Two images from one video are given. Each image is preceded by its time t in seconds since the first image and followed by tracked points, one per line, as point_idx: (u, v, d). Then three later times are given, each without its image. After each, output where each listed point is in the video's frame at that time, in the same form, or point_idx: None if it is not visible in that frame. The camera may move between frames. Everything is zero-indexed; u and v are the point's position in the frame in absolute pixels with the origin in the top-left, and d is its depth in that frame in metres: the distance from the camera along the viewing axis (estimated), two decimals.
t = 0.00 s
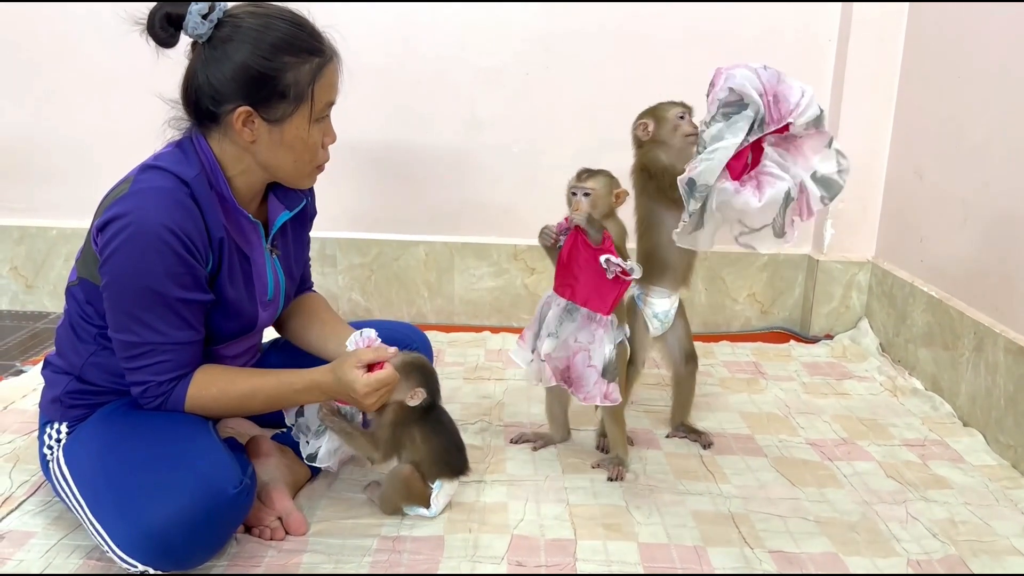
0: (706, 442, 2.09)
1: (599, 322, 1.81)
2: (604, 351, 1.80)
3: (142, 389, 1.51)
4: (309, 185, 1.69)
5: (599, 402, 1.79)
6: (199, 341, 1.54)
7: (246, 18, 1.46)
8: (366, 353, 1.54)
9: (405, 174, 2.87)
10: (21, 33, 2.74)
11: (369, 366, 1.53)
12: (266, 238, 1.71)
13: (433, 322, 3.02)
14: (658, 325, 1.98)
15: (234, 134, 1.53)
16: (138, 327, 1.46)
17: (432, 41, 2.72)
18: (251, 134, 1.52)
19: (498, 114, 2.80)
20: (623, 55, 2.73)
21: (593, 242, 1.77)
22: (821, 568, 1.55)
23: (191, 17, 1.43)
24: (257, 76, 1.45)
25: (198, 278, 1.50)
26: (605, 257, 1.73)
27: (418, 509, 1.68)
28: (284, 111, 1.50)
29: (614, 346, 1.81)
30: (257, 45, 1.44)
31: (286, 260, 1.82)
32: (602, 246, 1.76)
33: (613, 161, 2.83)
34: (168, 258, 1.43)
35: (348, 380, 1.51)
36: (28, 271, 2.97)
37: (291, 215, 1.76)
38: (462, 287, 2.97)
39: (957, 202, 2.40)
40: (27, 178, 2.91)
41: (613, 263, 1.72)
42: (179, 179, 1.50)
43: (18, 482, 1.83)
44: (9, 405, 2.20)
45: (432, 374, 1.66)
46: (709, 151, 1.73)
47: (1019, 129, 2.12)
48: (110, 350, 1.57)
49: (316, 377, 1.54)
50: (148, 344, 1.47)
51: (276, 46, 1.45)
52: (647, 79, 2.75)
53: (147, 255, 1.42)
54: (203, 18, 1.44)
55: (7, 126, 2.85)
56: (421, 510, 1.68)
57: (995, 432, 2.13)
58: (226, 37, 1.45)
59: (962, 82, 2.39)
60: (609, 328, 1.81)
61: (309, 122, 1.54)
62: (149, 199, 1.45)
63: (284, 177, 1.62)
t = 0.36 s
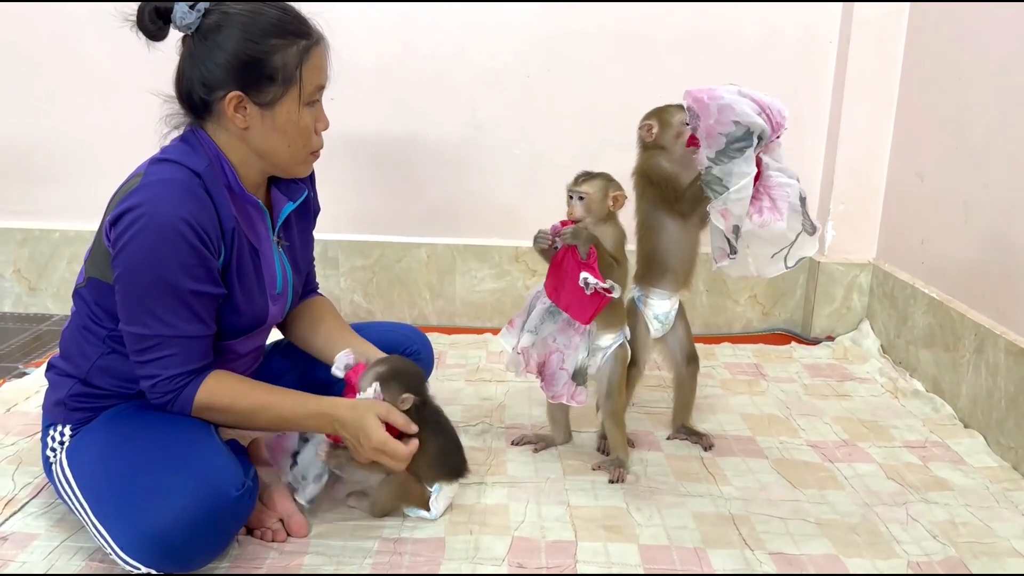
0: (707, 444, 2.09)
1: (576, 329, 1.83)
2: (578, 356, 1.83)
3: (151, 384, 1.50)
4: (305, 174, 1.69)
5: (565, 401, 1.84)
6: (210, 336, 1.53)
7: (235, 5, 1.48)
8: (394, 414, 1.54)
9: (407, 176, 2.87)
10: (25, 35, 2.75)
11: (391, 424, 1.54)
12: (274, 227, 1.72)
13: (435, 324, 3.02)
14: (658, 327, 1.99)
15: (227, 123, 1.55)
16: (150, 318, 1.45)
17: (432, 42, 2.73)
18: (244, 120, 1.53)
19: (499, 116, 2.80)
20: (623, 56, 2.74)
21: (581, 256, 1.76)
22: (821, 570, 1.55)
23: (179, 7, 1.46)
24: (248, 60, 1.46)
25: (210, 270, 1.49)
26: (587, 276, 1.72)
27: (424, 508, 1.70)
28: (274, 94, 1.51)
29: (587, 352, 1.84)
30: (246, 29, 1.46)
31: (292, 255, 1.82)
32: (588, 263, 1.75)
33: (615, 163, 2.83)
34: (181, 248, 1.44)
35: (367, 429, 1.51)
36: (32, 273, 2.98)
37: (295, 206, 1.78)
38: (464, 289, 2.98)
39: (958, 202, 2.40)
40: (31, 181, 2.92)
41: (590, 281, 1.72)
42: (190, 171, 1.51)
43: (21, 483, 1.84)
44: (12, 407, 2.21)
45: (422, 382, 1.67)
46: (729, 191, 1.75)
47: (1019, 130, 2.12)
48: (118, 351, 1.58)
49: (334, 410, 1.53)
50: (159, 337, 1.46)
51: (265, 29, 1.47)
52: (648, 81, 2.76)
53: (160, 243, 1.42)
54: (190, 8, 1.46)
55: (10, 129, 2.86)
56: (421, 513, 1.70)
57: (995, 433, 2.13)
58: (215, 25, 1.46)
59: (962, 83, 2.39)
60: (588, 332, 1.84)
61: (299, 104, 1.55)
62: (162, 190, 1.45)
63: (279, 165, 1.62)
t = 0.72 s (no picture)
0: (707, 445, 2.09)
1: (592, 329, 1.81)
2: (597, 357, 1.81)
3: (149, 370, 1.48)
4: (306, 167, 1.69)
5: (593, 408, 1.81)
6: (208, 322, 1.52)
7: None
8: (399, 376, 1.55)
9: (407, 178, 2.88)
10: (27, 38, 2.76)
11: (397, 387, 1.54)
12: (276, 222, 1.73)
13: (436, 325, 3.03)
14: (657, 328, 1.99)
15: (230, 112, 1.56)
16: (150, 299, 1.45)
17: (433, 44, 2.74)
18: (245, 109, 1.54)
19: (500, 119, 2.81)
20: (623, 58, 2.74)
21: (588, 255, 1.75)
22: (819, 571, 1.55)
23: None
24: (253, 49, 1.48)
25: (210, 253, 1.49)
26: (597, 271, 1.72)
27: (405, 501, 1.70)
28: (276, 84, 1.52)
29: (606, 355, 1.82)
30: (253, 20, 1.48)
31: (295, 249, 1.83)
32: (596, 261, 1.74)
33: (615, 164, 2.84)
34: (181, 228, 1.44)
35: (374, 389, 1.51)
36: (34, 276, 2.99)
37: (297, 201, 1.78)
38: (465, 291, 2.98)
39: (958, 204, 2.40)
40: (33, 183, 2.93)
41: (601, 277, 1.71)
42: (193, 156, 1.52)
43: (23, 485, 1.85)
44: (15, 409, 2.22)
45: (427, 352, 1.63)
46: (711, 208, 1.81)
47: (1018, 132, 2.13)
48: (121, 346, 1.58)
49: (335, 375, 1.53)
50: (157, 321, 1.46)
51: (270, 20, 1.49)
52: (649, 83, 2.77)
53: (162, 222, 1.43)
54: None
55: (13, 131, 2.87)
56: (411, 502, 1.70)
57: (995, 435, 2.13)
58: (221, 15, 1.49)
59: (962, 84, 2.40)
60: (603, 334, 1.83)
61: (300, 95, 1.55)
62: (164, 172, 1.47)
63: (279, 156, 1.62)
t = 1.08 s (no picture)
0: (707, 448, 2.09)
1: (595, 331, 1.81)
2: (599, 360, 1.81)
3: (160, 360, 1.47)
4: (304, 174, 1.69)
5: (591, 409, 1.81)
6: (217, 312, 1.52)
7: None
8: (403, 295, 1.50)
9: (409, 181, 2.89)
10: (31, 43, 2.78)
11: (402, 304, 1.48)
12: (278, 223, 1.74)
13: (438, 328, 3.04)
14: (653, 331, 1.96)
15: (234, 112, 1.56)
16: (156, 290, 1.45)
17: (434, 48, 2.75)
18: (249, 110, 1.55)
19: (502, 122, 2.82)
20: (624, 61, 2.75)
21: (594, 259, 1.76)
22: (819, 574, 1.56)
23: None
24: (260, 52, 1.49)
25: (214, 242, 1.50)
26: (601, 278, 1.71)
27: (467, 463, 1.59)
28: (281, 88, 1.52)
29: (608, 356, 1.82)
30: (264, 23, 1.49)
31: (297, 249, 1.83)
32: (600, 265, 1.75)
33: (616, 168, 2.84)
34: (184, 216, 1.45)
35: (380, 306, 1.46)
36: (37, 279, 3.01)
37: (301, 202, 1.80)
38: (467, 294, 2.99)
39: (958, 206, 2.41)
40: (37, 187, 2.94)
41: (605, 284, 1.70)
42: (196, 151, 1.53)
43: (26, 488, 1.86)
44: (18, 412, 2.23)
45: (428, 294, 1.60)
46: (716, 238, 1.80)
47: (1019, 135, 2.13)
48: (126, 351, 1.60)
49: (341, 308, 1.49)
50: (166, 311, 1.45)
51: (281, 25, 1.49)
52: (651, 86, 2.77)
53: (167, 213, 1.44)
54: None
55: (16, 135, 2.89)
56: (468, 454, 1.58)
57: (996, 438, 2.13)
58: (234, 15, 1.50)
59: (963, 87, 2.40)
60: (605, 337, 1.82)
61: (304, 103, 1.55)
62: (166, 164, 1.48)
63: (278, 160, 1.62)
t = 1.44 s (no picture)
0: (708, 448, 2.10)
1: (593, 329, 1.81)
2: (595, 358, 1.81)
3: (153, 371, 1.50)
4: (307, 179, 1.69)
5: (585, 406, 1.81)
6: (211, 322, 1.53)
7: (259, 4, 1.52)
8: (395, 347, 1.49)
9: (412, 182, 2.90)
10: (34, 44, 2.79)
11: (394, 359, 1.48)
12: (278, 227, 1.74)
13: (440, 328, 3.04)
14: (656, 331, 1.99)
15: (238, 118, 1.57)
16: (147, 300, 1.47)
17: (436, 49, 2.75)
18: (253, 116, 1.55)
19: (504, 123, 2.82)
20: (625, 63, 2.75)
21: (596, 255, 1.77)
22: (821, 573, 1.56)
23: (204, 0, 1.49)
24: (263, 57, 1.49)
25: (207, 253, 1.51)
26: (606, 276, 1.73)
27: (460, 478, 1.59)
28: (284, 94, 1.52)
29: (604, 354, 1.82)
30: (265, 29, 1.49)
31: (299, 252, 1.83)
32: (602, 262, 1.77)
33: (618, 168, 2.85)
34: (176, 228, 1.46)
35: (369, 365, 1.47)
36: (40, 279, 3.01)
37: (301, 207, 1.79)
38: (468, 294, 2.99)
39: (960, 207, 2.41)
40: (40, 188, 2.95)
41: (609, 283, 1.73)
42: (189, 160, 1.54)
43: (29, 488, 1.86)
44: (20, 412, 2.24)
45: (422, 330, 1.63)
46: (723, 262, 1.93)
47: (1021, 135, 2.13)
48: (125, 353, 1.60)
49: (333, 359, 1.51)
50: (159, 322, 1.47)
51: (282, 30, 1.50)
52: (652, 87, 2.77)
53: (157, 224, 1.45)
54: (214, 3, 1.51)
55: (19, 136, 2.89)
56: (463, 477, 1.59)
57: (998, 438, 2.13)
58: (236, 21, 1.50)
59: (964, 88, 2.40)
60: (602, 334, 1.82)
61: (308, 108, 1.55)
62: (159, 174, 1.49)
63: (282, 166, 1.62)
